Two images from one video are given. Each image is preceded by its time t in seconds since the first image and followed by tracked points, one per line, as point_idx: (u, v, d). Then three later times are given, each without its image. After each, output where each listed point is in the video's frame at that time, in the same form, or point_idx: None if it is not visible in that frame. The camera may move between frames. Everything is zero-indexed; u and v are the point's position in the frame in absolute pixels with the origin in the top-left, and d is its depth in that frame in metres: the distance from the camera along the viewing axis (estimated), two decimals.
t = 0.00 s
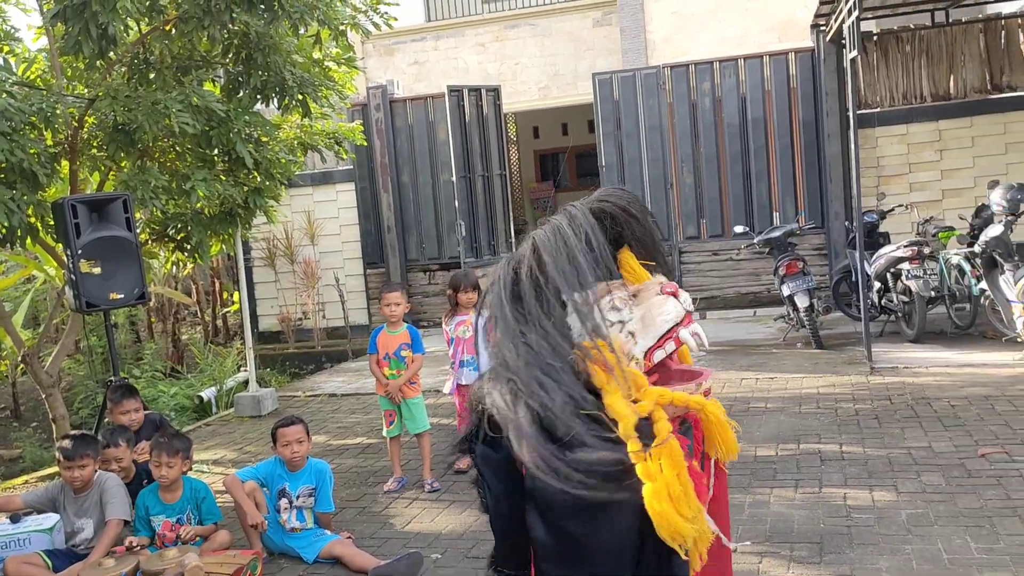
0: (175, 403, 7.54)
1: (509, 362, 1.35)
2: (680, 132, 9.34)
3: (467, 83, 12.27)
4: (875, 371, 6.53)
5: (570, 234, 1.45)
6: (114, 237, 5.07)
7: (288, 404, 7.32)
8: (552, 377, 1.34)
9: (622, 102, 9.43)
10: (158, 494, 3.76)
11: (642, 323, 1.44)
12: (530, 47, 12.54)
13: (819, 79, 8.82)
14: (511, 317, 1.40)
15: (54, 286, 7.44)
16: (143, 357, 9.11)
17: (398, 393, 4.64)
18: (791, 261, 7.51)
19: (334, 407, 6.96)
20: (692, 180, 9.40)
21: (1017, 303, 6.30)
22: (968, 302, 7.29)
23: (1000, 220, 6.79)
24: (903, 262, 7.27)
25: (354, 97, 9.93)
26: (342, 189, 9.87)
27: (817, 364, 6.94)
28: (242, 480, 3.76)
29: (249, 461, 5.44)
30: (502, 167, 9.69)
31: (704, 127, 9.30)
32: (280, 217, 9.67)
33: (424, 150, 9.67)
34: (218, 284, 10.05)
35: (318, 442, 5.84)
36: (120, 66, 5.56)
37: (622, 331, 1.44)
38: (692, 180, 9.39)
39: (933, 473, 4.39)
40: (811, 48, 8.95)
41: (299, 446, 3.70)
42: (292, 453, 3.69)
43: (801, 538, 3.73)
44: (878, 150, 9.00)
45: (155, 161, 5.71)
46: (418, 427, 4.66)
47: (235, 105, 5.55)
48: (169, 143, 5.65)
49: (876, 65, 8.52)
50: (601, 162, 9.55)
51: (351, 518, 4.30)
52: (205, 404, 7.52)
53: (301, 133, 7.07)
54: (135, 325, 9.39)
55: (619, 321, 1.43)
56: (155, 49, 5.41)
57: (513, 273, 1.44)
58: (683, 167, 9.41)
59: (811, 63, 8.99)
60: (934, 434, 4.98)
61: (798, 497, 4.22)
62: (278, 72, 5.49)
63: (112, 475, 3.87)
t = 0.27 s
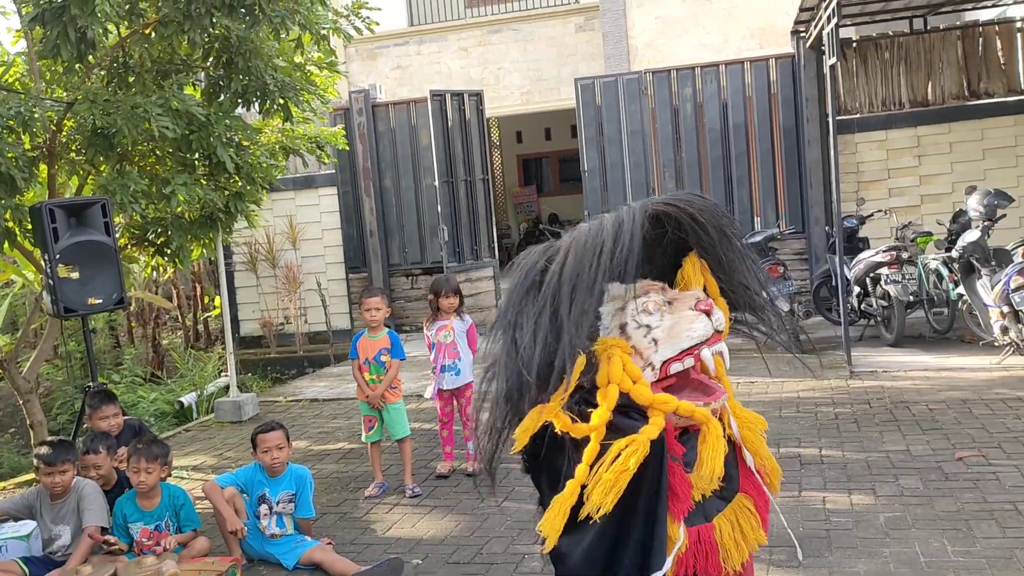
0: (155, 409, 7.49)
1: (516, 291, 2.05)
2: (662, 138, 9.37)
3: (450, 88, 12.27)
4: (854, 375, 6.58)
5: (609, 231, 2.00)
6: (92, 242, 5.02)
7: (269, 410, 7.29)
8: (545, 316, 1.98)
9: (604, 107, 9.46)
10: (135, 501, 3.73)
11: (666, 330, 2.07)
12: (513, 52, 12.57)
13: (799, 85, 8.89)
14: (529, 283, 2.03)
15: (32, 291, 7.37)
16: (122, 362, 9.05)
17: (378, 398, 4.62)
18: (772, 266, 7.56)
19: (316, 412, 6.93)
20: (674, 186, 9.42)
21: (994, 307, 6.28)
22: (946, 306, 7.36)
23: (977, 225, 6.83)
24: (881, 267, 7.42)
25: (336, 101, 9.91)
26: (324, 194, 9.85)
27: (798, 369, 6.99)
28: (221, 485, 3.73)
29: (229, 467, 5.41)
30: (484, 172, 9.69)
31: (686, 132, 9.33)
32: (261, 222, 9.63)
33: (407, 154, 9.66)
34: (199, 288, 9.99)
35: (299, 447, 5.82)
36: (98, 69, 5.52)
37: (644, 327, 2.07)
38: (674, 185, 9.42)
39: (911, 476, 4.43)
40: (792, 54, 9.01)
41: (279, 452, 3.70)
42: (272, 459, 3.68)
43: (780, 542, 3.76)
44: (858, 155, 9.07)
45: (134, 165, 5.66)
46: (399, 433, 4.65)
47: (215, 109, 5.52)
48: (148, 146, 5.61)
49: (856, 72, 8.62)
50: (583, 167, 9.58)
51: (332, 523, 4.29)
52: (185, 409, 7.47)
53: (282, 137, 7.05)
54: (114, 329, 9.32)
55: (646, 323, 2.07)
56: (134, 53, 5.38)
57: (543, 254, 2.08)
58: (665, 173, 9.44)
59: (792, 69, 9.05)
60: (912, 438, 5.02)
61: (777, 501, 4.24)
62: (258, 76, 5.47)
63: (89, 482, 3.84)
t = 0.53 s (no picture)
0: (134, 414, 7.43)
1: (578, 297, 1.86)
2: (644, 142, 9.41)
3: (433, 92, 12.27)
4: (834, 379, 6.63)
5: (674, 249, 1.87)
6: (71, 245, 4.99)
7: (249, 414, 7.25)
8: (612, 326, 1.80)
9: (586, 111, 9.50)
10: (113, 507, 3.70)
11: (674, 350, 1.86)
12: (495, 56, 12.58)
13: (780, 90, 8.95)
14: (601, 289, 1.84)
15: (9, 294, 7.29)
16: (101, 367, 8.98)
17: (361, 403, 4.62)
18: (753, 270, 7.60)
19: (297, 417, 6.91)
20: (656, 190, 9.46)
21: (971, 311, 6.34)
22: (924, 310, 7.43)
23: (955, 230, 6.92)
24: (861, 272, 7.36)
25: (318, 104, 9.89)
26: (306, 198, 9.82)
27: (778, 372, 7.03)
28: (200, 490, 3.72)
29: (209, 472, 5.38)
30: (466, 176, 9.70)
31: (668, 137, 9.37)
32: (242, 225, 9.59)
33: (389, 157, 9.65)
34: (179, 292, 9.93)
35: (280, 452, 5.78)
36: (78, 72, 5.49)
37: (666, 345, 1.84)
38: (655, 189, 9.46)
39: (889, 479, 4.46)
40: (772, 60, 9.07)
41: (258, 456, 3.68)
42: (251, 464, 3.66)
43: (760, 545, 3.77)
44: (838, 160, 9.15)
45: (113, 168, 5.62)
46: (381, 437, 4.64)
47: (195, 112, 5.49)
48: (127, 149, 5.57)
49: (835, 77, 8.68)
50: (565, 171, 9.61)
51: (312, 529, 4.27)
52: (165, 414, 7.42)
53: (263, 141, 7.03)
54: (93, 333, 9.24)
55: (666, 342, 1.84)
56: (113, 55, 5.34)
57: (609, 257, 1.88)
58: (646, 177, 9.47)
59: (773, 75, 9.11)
60: (890, 441, 5.06)
61: (757, 504, 4.26)
62: (239, 79, 5.45)
63: (67, 486, 3.81)
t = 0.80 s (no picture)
0: (123, 416, 7.40)
1: (443, 331, 1.71)
2: (635, 145, 9.43)
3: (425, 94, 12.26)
4: (824, 381, 6.65)
5: (538, 244, 1.73)
6: (60, 248, 4.96)
7: (240, 417, 7.23)
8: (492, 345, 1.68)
9: (578, 114, 9.51)
10: (101, 510, 3.68)
11: (578, 333, 1.78)
12: (487, 59, 12.58)
13: (770, 94, 8.97)
14: (465, 305, 1.70)
15: None
16: (91, 369, 8.94)
17: (353, 406, 4.61)
18: (744, 273, 7.62)
19: (287, 419, 6.89)
20: (647, 193, 9.48)
21: (961, 314, 6.35)
22: (914, 314, 7.46)
23: (943, 233, 6.89)
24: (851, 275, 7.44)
25: (309, 106, 9.87)
26: (297, 200, 9.80)
27: (769, 375, 7.05)
28: (189, 495, 3.73)
29: (199, 475, 5.36)
30: (458, 178, 9.69)
31: (659, 140, 9.39)
32: (232, 228, 9.57)
33: (380, 160, 9.63)
34: (170, 294, 9.90)
35: (270, 455, 5.77)
36: (67, 73, 5.47)
37: (556, 331, 1.77)
38: (647, 192, 9.48)
39: (878, 481, 4.48)
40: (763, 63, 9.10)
41: (247, 460, 3.67)
42: (240, 468, 3.65)
43: (750, 547, 3.78)
44: (828, 164, 9.18)
45: (102, 170, 5.59)
46: (373, 441, 4.62)
47: (185, 114, 5.47)
48: (117, 151, 5.55)
49: (825, 81, 8.87)
50: (557, 174, 9.61)
51: (302, 532, 4.26)
52: (154, 417, 7.40)
53: (254, 143, 7.01)
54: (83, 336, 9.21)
55: (559, 328, 1.77)
56: (103, 57, 5.33)
57: (462, 278, 1.74)
58: (638, 180, 9.49)
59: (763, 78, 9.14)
60: (880, 443, 5.08)
61: (747, 507, 4.26)
62: (230, 81, 5.43)
63: (54, 487, 3.79)
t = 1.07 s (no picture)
0: (132, 416, 7.42)
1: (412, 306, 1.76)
2: (642, 145, 9.43)
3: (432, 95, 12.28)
4: (833, 382, 6.63)
5: (478, 228, 1.81)
6: (70, 248, 4.99)
7: (248, 417, 7.25)
8: (459, 316, 1.74)
9: (585, 115, 9.51)
10: (112, 509, 3.68)
11: (549, 291, 1.80)
12: (494, 60, 12.58)
13: (778, 94, 8.96)
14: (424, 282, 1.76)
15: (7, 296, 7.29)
16: (100, 369, 8.97)
17: (362, 406, 4.62)
18: (752, 274, 7.61)
19: (296, 420, 6.90)
20: (654, 193, 9.49)
21: (971, 315, 6.34)
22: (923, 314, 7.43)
23: (952, 233, 6.89)
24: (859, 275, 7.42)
25: (317, 107, 9.90)
26: (304, 201, 9.82)
27: (777, 376, 7.03)
28: (199, 494, 3.73)
29: (208, 475, 5.38)
30: (465, 179, 9.71)
31: (667, 140, 9.39)
32: (241, 228, 9.59)
33: (388, 160, 9.65)
34: (178, 295, 9.92)
35: (278, 455, 5.78)
36: (77, 74, 5.49)
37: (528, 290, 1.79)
38: (654, 193, 9.48)
39: (888, 482, 4.47)
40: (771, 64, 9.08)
41: (256, 460, 3.68)
42: (249, 468, 3.66)
43: (759, 549, 3.77)
44: (836, 164, 9.16)
45: (112, 170, 5.61)
46: (380, 441, 4.67)
47: (195, 115, 5.47)
48: (127, 151, 5.57)
49: (833, 81, 8.74)
50: (564, 175, 9.61)
51: (311, 531, 4.26)
52: (163, 417, 7.42)
53: (262, 143, 7.03)
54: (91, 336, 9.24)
55: (532, 291, 1.79)
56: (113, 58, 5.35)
57: (424, 256, 1.80)
58: (645, 180, 9.49)
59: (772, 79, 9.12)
60: (889, 445, 5.07)
61: (756, 508, 4.26)
62: (239, 82, 5.43)
63: (64, 487, 3.81)
